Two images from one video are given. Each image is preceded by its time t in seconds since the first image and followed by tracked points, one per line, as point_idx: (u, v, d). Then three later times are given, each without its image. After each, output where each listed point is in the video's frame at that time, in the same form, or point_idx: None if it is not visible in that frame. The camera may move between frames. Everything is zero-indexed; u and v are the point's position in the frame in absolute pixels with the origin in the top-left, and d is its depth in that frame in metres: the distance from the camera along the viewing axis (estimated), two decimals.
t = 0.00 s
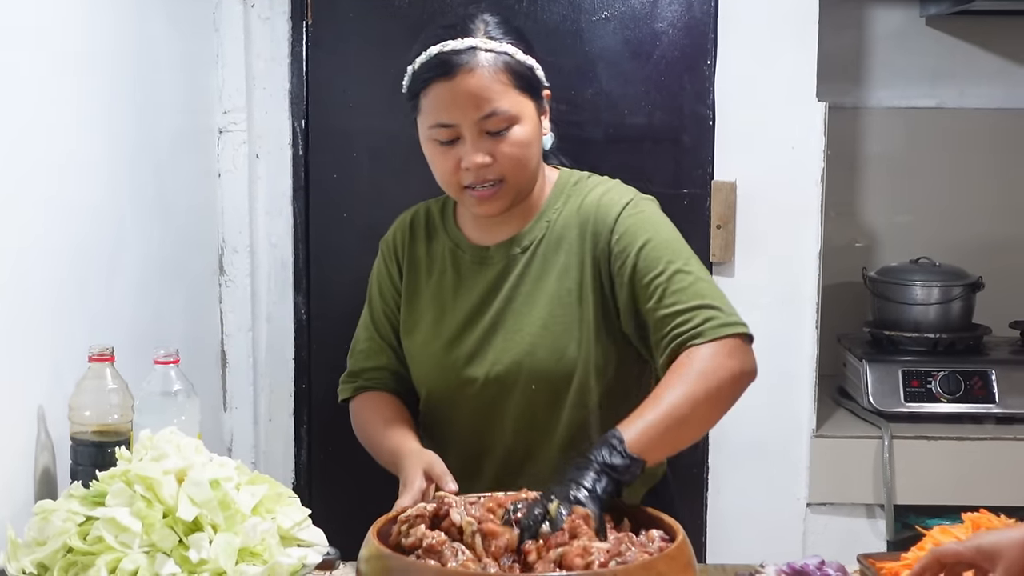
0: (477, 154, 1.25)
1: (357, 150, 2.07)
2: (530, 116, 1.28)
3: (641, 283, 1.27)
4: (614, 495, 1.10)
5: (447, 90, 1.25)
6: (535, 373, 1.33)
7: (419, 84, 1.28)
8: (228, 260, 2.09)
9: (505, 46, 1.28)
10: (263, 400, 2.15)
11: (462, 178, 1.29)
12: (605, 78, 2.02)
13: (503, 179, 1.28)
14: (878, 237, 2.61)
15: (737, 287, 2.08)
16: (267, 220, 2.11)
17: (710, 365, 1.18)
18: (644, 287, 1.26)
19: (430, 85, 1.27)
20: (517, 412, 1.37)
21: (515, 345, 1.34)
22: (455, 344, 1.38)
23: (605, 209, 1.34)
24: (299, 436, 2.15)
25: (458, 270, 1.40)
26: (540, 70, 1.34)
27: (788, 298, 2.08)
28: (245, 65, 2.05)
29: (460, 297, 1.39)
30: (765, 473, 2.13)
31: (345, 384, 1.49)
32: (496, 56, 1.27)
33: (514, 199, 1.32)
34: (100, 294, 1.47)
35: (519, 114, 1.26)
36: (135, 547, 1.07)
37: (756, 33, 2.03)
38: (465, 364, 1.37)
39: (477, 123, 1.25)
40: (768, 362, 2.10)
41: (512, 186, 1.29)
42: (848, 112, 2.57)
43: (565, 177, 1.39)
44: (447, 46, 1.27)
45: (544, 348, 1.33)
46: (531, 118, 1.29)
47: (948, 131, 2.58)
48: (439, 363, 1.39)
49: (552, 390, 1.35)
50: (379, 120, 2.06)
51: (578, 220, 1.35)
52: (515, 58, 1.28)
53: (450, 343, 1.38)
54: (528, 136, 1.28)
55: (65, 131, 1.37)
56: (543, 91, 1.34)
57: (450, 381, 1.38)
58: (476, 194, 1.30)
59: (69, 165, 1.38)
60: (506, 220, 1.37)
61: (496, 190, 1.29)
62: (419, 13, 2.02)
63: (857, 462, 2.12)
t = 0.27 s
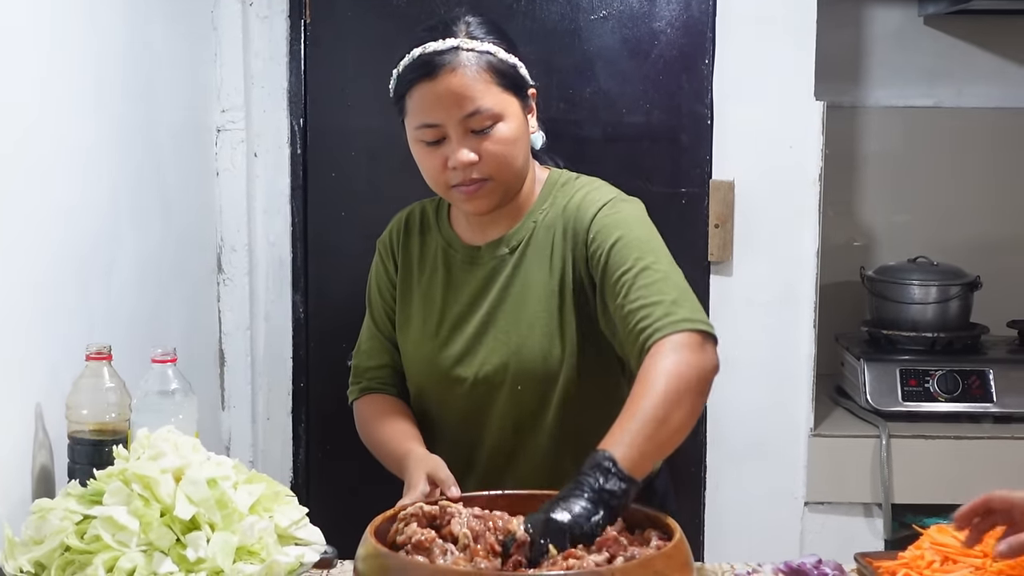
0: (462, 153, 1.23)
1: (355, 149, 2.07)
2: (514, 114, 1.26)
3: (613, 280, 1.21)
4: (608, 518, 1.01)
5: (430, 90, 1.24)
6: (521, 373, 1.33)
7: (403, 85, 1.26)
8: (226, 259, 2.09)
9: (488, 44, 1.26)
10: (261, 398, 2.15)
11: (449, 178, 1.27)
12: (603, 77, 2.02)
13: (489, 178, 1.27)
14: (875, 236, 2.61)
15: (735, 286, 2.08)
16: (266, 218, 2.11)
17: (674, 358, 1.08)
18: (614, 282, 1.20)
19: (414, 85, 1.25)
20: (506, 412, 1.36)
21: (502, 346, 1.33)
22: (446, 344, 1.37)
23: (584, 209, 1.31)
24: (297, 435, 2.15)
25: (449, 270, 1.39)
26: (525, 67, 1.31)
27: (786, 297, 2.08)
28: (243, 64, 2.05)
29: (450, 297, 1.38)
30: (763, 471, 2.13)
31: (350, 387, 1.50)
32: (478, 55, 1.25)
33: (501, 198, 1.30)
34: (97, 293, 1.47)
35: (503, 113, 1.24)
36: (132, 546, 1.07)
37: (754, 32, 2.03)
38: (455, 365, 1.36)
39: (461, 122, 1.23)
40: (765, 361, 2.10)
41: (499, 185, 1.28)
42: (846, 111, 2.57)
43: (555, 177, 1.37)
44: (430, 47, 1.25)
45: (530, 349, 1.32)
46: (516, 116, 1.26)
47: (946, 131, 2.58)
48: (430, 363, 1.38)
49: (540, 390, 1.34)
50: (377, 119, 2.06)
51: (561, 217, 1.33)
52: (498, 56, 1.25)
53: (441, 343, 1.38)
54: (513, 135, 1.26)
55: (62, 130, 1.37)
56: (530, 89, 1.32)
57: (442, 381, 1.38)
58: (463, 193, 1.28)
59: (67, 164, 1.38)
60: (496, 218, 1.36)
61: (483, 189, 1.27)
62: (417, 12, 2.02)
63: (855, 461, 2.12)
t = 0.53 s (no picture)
0: (474, 153, 1.25)
1: (354, 148, 2.07)
2: (526, 113, 1.27)
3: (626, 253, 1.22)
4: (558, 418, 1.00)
5: (442, 91, 1.26)
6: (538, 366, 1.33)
7: (416, 86, 1.28)
8: (225, 258, 2.09)
9: (499, 44, 1.27)
10: (260, 398, 2.15)
11: (464, 178, 1.29)
12: (602, 77, 2.02)
13: (503, 177, 1.28)
14: (874, 236, 2.61)
15: (733, 286, 2.09)
16: (265, 218, 2.11)
17: (689, 303, 1.08)
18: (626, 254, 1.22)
19: (426, 86, 1.27)
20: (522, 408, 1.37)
21: (517, 340, 1.34)
22: (465, 340, 1.39)
23: (599, 198, 1.33)
24: (296, 434, 2.15)
25: (470, 268, 1.41)
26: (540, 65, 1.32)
27: (785, 297, 2.09)
28: (242, 64, 2.05)
29: (470, 293, 1.40)
30: (761, 471, 2.13)
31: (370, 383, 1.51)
32: (489, 54, 1.26)
33: (517, 197, 1.31)
34: (97, 292, 1.47)
35: (513, 112, 1.26)
36: (131, 545, 1.07)
37: (753, 31, 2.03)
38: (473, 360, 1.37)
39: (472, 122, 1.25)
40: (764, 360, 2.10)
41: (514, 184, 1.29)
42: (845, 110, 2.57)
43: (574, 175, 1.37)
44: (441, 49, 1.27)
45: (546, 340, 1.32)
46: (528, 114, 1.28)
47: (945, 130, 2.58)
48: (450, 359, 1.40)
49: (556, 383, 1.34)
50: (376, 119, 2.06)
51: (577, 210, 1.34)
52: (509, 56, 1.27)
53: (460, 339, 1.39)
54: (524, 134, 1.27)
55: (60, 128, 1.37)
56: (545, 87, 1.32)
57: (460, 376, 1.39)
58: (478, 193, 1.30)
59: (66, 163, 1.38)
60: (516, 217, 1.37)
61: (498, 188, 1.28)
62: (416, 11, 2.02)
63: (853, 460, 2.12)
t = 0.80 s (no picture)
0: (491, 171, 1.23)
1: (353, 149, 2.07)
2: (545, 131, 1.23)
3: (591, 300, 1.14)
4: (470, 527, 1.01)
5: (461, 105, 1.23)
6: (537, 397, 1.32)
7: (438, 98, 1.26)
8: (224, 258, 2.10)
9: (520, 57, 1.22)
10: (260, 398, 2.15)
11: (483, 194, 1.28)
12: (601, 77, 2.02)
13: (521, 196, 1.26)
14: (874, 236, 2.62)
15: (733, 286, 2.09)
16: (264, 217, 2.11)
17: (598, 376, 1.02)
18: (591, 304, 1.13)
19: (446, 99, 1.25)
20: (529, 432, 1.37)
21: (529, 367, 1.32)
22: (494, 352, 1.39)
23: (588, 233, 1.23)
24: (295, 434, 2.15)
25: (505, 278, 1.41)
26: (566, 76, 1.26)
27: (784, 297, 2.09)
28: (241, 64, 2.05)
29: (502, 305, 1.40)
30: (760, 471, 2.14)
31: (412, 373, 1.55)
32: (509, 69, 1.22)
33: (538, 215, 1.28)
34: (96, 292, 1.47)
35: (531, 130, 1.22)
36: (130, 545, 1.07)
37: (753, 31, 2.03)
38: (492, 376, 1.39)
39: (488, 140, 1.23)
40: (763, 361, 2.10)
41: (532, 202, 1.26)
42: (844, 110, 2.57)
43: (598, 193, 1.29)
44: (462, 60, 1.23)
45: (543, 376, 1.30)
46: (548, 132, 1.24)
47: (944, 130, 2.58)
48: (479, 369, 1.41)
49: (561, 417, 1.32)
50: (374, 119, 2.06)
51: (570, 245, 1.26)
52: (530, 71, 1.22)
53: (489, 351, 1.40)
54: (542, 153, 1.23)
55: (59, 127, 1.37)
56: (571, 99, 1.27)
57: (482, 387, 1.41)
58: (497, 210, 1.28)
59: (65, 163, 1.38)
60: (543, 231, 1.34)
61: (516, 206, 1.27)
62: (415, 11, 2.02)
63: (852, 460, 2.12)
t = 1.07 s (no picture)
0: (491, 180, 1.21)
1: (352, 151, 2.07)
2: (546, 138, 1.20)
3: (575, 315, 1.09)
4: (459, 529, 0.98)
5: (461, 113, 1.20)
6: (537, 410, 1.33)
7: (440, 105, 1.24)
8: (223, 260, 2.10)
9: (523, 64, 1.20)
10: (259, 400, 2.16)
11: (484, 202, 1.25)
12: (601, 79, 2.02)
13: (520, 204, 1.23)
14: (872, 239, 2.62)
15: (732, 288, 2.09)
16: (263, 219, 2.11)
17: (571, 400, 0.96)
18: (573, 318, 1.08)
19: (448, 106, 1.23)
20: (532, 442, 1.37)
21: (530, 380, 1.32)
22: (499, 362, 1.39)
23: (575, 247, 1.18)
24: (294, 436, 2.15)
25: (515, 287, 1.39)
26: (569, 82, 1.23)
27: (783, 299, 2.09)
28: (240, 66, 2.05)
29: (511, 313, 1.39)
30: (758, 472, 2.14)
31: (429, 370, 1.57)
32: (510, 76, 1.19)
33: (539, 223, 1.26)
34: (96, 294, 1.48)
35: (532, 138, 1.19)
36: (130, 547, 1.07)
37: (752, 34, 2.03)
38: (499, 384, 1.39)
39: (487, 147, 1.20)
40: (762, 363, 2.10)
41: (533, 211, 1.24)
42: (842, 113, 2.58)
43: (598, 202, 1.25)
44: (464, 67, 1.21)
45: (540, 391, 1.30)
46: (549, 139, 1.21)
47: (943, 133, 2.59)
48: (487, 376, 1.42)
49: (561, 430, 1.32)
50: (374, 120, 2.06)
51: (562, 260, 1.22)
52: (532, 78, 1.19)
53: (495, 360, 1.40)
54: (543, 161, 1.20)
55: (59, 128, 1.37)
56: (575, 107, 1.24)
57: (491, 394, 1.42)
58: (498, 218, 1.26)
59: (64, 164, 1.39)
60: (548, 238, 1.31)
61: (516, 215, 1.24)
62: (414, 13, 2.03)
63: (851, 463, 2.12)
